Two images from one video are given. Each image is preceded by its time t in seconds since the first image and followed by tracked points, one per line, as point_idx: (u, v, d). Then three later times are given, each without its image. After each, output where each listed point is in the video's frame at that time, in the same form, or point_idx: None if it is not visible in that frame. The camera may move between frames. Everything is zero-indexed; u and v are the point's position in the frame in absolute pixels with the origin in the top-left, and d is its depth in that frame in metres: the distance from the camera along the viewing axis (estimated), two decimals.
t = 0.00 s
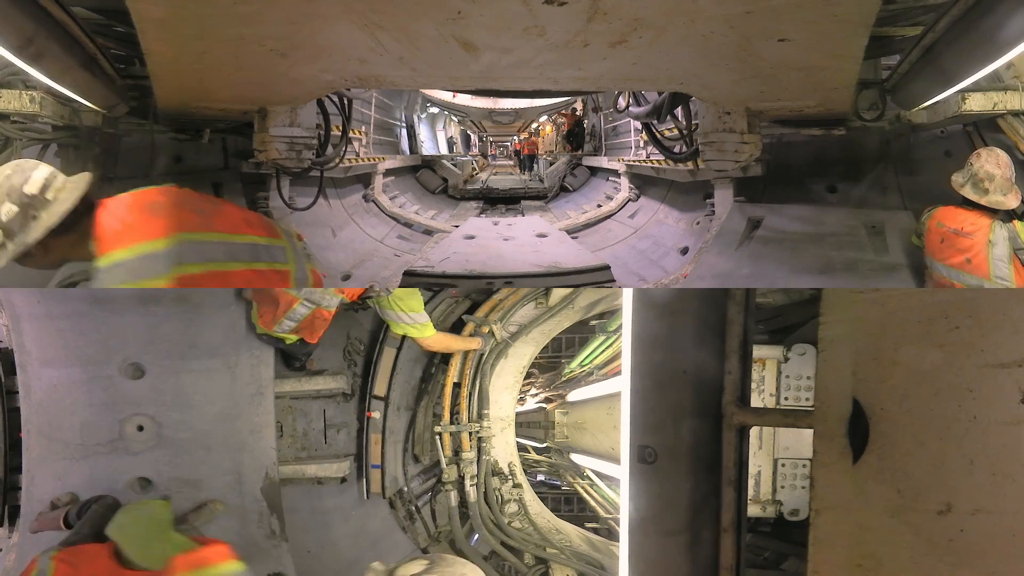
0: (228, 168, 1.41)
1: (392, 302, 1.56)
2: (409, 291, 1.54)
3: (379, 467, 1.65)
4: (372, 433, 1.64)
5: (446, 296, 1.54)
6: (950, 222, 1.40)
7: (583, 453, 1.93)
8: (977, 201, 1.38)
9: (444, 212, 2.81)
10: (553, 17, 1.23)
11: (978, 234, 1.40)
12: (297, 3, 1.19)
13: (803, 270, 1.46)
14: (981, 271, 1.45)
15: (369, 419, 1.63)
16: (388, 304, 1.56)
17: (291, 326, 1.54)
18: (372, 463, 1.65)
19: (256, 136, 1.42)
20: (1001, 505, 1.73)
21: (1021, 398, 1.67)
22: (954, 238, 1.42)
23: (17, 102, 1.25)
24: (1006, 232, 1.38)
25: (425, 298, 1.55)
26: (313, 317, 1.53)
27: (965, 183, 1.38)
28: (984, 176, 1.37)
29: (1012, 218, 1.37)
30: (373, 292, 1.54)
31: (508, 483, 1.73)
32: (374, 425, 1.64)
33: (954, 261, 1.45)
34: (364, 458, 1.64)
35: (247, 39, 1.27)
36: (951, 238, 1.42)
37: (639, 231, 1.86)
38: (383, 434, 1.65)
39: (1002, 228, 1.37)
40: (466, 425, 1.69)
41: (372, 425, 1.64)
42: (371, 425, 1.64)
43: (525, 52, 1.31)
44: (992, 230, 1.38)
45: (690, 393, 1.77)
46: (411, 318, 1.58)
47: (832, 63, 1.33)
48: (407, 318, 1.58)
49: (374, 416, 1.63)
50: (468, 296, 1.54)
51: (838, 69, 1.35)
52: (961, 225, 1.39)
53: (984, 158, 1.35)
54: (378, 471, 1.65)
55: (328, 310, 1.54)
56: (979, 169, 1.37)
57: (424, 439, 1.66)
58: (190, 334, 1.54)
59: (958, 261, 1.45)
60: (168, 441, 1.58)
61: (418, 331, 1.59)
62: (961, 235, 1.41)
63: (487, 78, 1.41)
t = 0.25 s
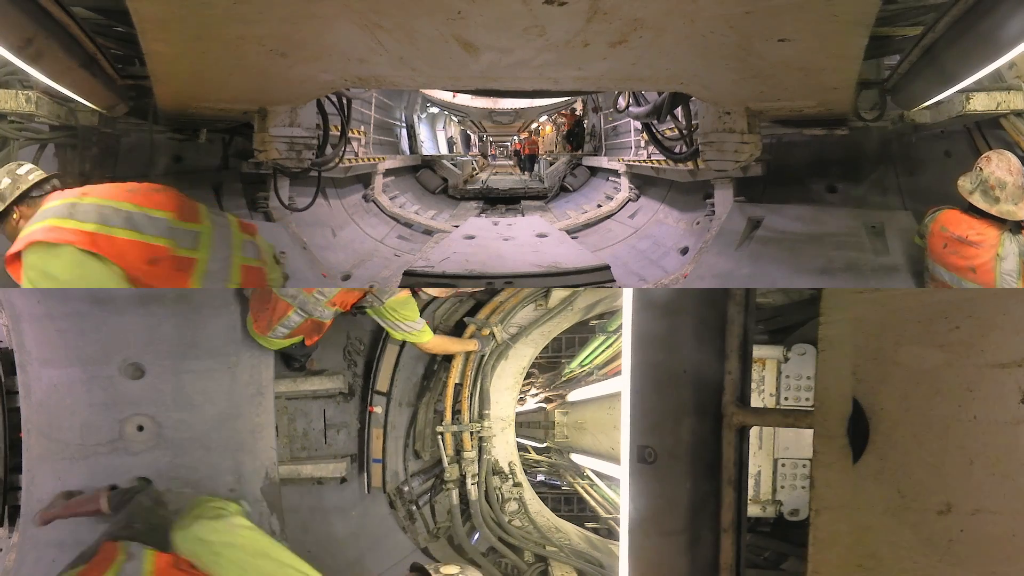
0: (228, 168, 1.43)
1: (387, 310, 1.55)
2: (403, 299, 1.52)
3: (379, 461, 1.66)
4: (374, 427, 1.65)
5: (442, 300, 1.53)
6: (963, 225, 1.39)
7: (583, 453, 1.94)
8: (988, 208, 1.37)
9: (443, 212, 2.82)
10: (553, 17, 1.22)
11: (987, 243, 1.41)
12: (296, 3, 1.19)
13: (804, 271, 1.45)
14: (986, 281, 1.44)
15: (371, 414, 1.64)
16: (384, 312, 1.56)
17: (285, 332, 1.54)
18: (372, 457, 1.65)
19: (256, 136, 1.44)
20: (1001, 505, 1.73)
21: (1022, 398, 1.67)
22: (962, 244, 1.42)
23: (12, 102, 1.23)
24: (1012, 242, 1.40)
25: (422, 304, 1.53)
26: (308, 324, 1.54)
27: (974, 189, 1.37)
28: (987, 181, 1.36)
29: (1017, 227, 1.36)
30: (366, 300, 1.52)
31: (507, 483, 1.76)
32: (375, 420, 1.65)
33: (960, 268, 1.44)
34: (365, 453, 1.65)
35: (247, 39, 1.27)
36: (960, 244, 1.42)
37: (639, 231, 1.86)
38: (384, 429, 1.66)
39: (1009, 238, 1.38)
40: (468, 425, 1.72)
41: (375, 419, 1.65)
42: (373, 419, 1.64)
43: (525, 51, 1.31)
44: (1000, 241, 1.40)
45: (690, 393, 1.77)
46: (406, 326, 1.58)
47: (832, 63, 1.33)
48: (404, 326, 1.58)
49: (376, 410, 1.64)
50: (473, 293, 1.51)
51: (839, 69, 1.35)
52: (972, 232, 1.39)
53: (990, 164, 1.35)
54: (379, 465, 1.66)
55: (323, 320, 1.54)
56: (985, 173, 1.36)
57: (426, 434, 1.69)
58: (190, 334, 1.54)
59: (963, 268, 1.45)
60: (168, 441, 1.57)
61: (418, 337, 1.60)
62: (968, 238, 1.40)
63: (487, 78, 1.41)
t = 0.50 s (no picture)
0: (228, 168, 1.40)
1: (388, 314, 1.56)
2: (404, 303, 1.52)
3: (380, 454, 1.65)
4: (375, 421, 1.63)
5: (442, 303, 1.53)
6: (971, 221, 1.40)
7: (583, 453, 1.97)
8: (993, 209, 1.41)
9: (443, 212, 2.82)
10: (553, 16, 1.22)
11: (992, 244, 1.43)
12: (296, 3, 1.19)
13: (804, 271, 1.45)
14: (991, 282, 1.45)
15: (373, 409, 1.63)
16: (384, 315, 1.56)
17: (284, 332, 1.54)
18: (373, 451, 1.64)
19: (255, 136, 1.41)
20: (1001, 505, 1.73)
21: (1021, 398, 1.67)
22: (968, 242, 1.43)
23: (9, 101, 1.26)
24: (1015, 245, 1.43)
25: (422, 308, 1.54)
26: (308, 325, 1.54)
27: (977, 183, 1.40)
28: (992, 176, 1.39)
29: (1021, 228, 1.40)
30: (368, 304, 1.53)
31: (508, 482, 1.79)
32: (377, 414, 1.63)
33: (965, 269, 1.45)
34: (368, 445, 1.64)
35: (247, 39, 1.27)
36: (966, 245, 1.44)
37: (639, 231, 1.88)
38: (386, 423, 1.65)
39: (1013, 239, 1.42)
40: (469, 425, 1.72)
41: (376, 414, 1.63)
42: (376, 414, 1.63)
43: (525, 51, 1.31)
44: (1003, 242, 1.43)
45: (690, 394, 1.77)
46: (407, 327, 1.59)
47: (832, 63, 1.33)
48: (405, 328, 1.59)
49: (378, 405, 1.63)
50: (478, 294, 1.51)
51: (838, 70, 1.35)
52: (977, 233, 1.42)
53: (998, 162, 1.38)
54: (381, 459, 1.65)
55: (322, 322, 1.54)
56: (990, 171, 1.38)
57: (427, 430, 1.70)
58: (189, 334, 1.54)
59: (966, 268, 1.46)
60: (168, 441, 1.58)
61: (419, 338, 1.61)
62: (974, 239, 1.42)
63: (487, 77, 1.41)
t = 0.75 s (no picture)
0: (228, 168, 1.47)
1: (391, 312, 1.55)
2: (409, 302, 1.53)
3: (381, 448, 1.64)
4: (377, 415, 1.63)
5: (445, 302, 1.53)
6: (965, 220, 1.40)
7: (583, 453, 2.11)
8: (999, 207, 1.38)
9: (444, 212, 2.82)
10: (553, 16, 1.22)
11: (990, 238, 1.41)
12: (296, 3, 1.19)
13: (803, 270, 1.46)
14: (991, 277, 1.44)
15: (375, 403, 1.62)
16: (388, 313, 1.56)
17: (285, 331, 1.51)
18: (373, 444, 1.63)
19: (256, 136, 1.45)
20: (1001, 505, 1.73)
21: (1021, 398, 1.67)
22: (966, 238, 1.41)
23: (6, 101, 1.25)
24: (1017, 241, 1.40)
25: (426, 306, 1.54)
26: (309, 323, 1.52)
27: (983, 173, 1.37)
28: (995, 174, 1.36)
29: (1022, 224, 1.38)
30: (373, 303, 1.53)
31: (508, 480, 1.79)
32: (379, 408, 1.63)
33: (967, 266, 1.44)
34: (369, 438, 1.63)
35: (247, 39, 1.26)
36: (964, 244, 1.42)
37: (639, 231, 1.91)
38: (388, 417, 1.64)
39: (1015, 235, 1.39)
40: (471, 425, 1.70)
41: (377, 409, 1.63)
42: (377, 408, 1.62)
43: (525, 51, 1.31)
44: (1005, 238, 1.40)
45: (691, 394, 1.77)
46: (410, 327, 1.58)
47: (832, 63, 1.33)
48: (408, 327, 1.58)
49: (380, 399, 1.62)
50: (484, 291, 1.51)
51: (839, 70, 1.35)
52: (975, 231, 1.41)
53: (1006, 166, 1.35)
54: (382, 452, 1.64)
55: (324, 319, 1.52)
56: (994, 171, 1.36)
57: (429, 427, 1.68)
58: (189, 334, 1.54)
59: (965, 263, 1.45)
60: (168, 440, 1.57)
61: (421, 338, 1.59)
62: (975, 235, 1.40)
63: (487, 77, 1.41)
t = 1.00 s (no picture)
0: (229, 168, 1.44)
1: (400, 310, 1.54)
2: (416, 304, 1.53)
3: (383, 443, 1.63)
4: (379, 410, 1.62)
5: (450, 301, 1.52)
6: (967, 216, 1.40)
7: (583, 453, 2.10)
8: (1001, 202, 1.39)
9: (444, 212, 2.82)
10: (553, 16, 1.22)
11: (992, 233, 1.40)
12: (296, 2, 1.19)
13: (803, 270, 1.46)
14: (992, 269, 1.46)
15: (377, 398, 1.62)
16: (392, 312, 1.55)
17: (291, 324, 1.52)
18: (375, 439, 1.62)
19: (255, 136, 1.42)
20: (1001, 505, 1.73)
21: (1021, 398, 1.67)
22: (970, 234, 1.41)
23: (4, 101, 1.25)
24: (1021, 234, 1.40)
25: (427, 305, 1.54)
26: (315, 316, 1.52)
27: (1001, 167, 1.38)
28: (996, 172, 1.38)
29: None
30: (382, 302, 1.53)
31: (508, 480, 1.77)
32: (381, 403, 1.62)
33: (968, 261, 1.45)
34: (369, 434, 1.62)
35: (247, 39, 1.26)
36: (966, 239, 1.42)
37: (639, 232, 1.92)
38: (389, 412, 1.63)
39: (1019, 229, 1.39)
40: (472, 425, 1.69)
41: (380, 403, 1.62)
42: (378, 404, 1.62)
43: (526, 51, 1.31)
44: (1009, 232, 1.40)
45: (691, 394, 1.77)
46: (415, 326, 1.57)
47: (832, 63, 1.33)
48: (412, 327, 1.57)
49: (381, 394, 1.61)
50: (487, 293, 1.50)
51: (839, 70, 1.35)
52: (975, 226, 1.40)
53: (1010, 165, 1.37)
54: (382, 447, 1.63)
55: (330, 310, 1.52)
56: (1000, 168, 1.38)
57: (430, 425, 1.66)
58: (189, 334, 1.53)
59: (970, 257, 1.45)
60: (168, 440, 1.57)
61: (425, 338, 1.59)
62: (981, 229, 1.40)
63: (487, 77, 1.42)
